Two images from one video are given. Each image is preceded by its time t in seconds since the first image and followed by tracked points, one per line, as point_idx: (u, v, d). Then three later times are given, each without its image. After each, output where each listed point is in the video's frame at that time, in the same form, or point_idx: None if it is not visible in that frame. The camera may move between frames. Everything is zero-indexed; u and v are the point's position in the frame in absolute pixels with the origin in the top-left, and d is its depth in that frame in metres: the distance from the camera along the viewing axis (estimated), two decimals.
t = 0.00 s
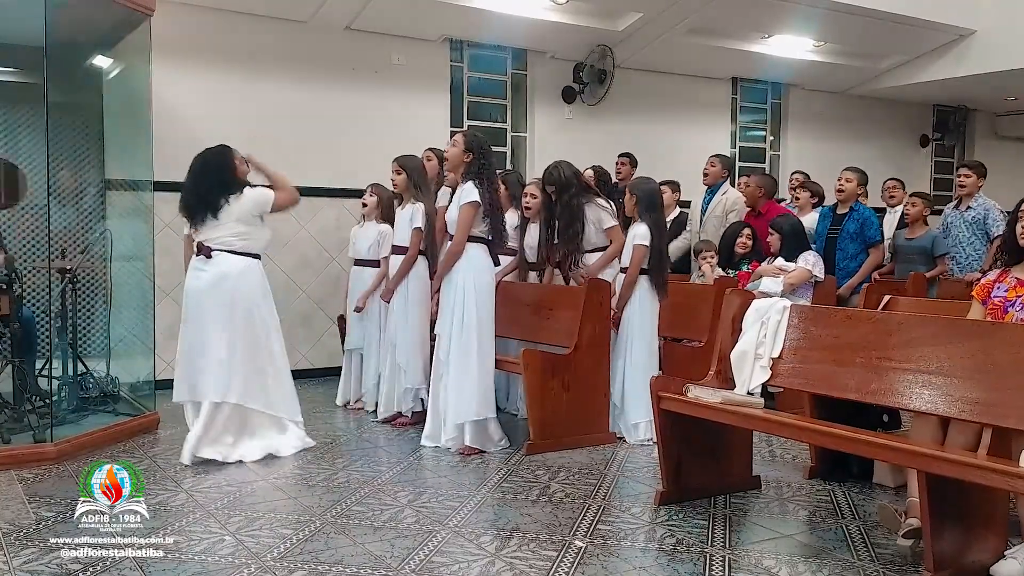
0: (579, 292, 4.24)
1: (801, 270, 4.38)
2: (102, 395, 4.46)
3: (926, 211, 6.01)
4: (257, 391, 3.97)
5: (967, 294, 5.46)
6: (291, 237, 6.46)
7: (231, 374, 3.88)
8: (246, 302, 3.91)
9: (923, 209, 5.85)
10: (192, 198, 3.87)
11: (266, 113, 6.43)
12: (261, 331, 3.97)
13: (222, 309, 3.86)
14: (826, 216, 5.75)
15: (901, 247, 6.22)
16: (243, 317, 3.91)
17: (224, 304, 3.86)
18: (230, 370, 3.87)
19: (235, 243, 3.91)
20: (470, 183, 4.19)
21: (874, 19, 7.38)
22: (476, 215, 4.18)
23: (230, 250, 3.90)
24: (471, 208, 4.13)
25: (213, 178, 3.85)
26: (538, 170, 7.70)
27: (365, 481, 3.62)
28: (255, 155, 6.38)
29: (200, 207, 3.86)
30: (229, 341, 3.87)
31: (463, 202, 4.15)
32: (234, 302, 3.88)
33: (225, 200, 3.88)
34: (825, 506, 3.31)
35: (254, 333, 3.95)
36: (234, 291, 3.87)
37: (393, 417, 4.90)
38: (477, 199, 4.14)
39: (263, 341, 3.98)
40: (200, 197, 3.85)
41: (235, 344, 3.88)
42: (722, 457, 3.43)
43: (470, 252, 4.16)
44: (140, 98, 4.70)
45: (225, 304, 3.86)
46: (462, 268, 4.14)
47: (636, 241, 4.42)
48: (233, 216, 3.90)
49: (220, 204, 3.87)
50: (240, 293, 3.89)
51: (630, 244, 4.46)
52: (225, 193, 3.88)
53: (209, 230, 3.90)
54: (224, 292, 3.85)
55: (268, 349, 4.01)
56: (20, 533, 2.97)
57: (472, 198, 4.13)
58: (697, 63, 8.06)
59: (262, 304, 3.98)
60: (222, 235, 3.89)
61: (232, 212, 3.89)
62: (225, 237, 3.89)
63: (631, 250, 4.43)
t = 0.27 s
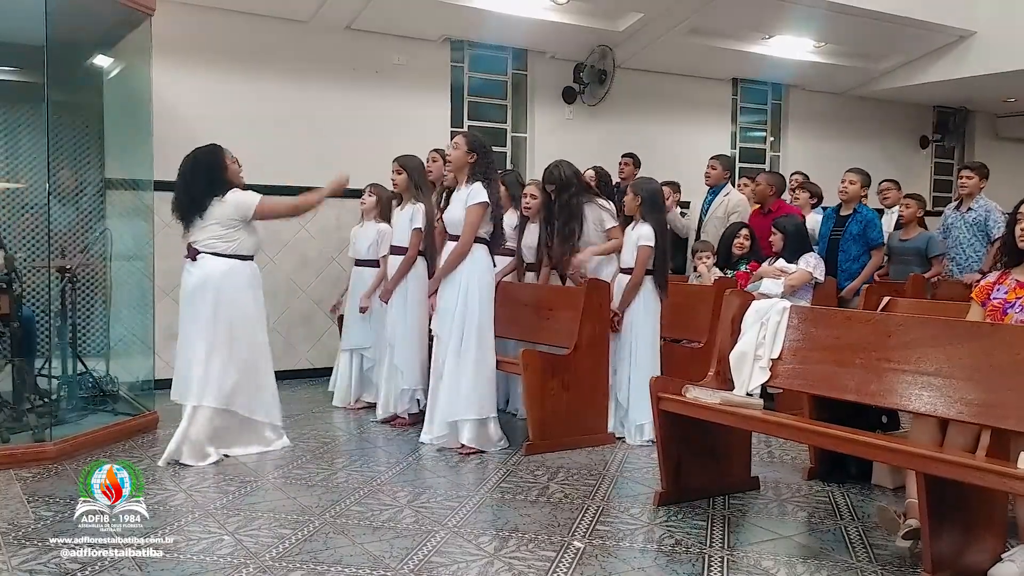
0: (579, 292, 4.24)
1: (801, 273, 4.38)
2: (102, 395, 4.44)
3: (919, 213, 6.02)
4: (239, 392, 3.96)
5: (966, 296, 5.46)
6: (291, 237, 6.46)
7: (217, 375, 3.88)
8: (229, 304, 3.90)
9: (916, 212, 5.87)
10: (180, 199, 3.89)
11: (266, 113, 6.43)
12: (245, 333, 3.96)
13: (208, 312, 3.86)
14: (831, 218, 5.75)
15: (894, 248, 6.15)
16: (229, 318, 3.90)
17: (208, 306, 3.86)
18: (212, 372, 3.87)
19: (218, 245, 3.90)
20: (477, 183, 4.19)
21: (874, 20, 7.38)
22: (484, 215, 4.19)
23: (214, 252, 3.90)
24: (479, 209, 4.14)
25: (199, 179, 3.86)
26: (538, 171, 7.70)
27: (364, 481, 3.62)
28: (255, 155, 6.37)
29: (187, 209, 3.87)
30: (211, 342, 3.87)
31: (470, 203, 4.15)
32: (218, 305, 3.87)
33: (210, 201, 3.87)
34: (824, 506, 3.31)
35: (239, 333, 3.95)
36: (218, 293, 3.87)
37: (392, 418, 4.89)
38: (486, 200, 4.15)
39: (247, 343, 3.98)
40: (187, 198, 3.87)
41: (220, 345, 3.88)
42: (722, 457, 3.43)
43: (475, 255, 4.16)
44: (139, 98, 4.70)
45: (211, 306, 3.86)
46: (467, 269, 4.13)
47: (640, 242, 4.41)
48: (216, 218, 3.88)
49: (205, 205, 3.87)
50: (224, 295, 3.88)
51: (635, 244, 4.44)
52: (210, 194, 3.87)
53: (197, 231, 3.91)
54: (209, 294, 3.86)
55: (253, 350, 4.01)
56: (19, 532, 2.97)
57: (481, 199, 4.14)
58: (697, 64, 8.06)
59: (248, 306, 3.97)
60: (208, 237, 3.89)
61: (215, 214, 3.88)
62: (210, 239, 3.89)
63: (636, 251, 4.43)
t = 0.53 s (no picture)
0: (578, 292, 4.24)
1: (799, 275, 4.38)
2: (99, 392, 4.45)
3: (915, 215, 6.03)
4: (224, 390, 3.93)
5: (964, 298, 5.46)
6: (289, 236, 6.46)
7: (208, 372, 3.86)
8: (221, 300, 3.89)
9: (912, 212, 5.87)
10: (180, 193, 3.88)
11: (264, 112, 6.42)
12: (232, 330, 3.94)
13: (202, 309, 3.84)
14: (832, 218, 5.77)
15: (891, 250, 6.22)
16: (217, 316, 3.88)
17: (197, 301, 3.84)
18: (200, 369, 3.83)
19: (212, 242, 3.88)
20: (486, 183, 4.20)
21: (873, 22, 7.39)
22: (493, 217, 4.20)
23: (209, 249, 3.88)
24: (490, 211, 4.14)
25: (201, 174, 3.85)
26: (536, 171, 7.69)
27: (361, 480, 3.62)
28: (253, 153, 6.36)
29: (187, 203, 3.86)
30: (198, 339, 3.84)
31: (481, 204, 4.15)
32: (210, 301, 3.85)
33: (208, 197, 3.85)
34: (821, 508, 3.31)
35: (229, 330, 3.93)
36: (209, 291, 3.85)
37: (389, 417, 4.87)
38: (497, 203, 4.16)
39: (235, 341, 3.96)
40: (188, 192, 3.86)
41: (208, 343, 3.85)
42: (720, 458, 3.44)
43: (483, 256, 4.15)
44: (137, 96, 4.70)
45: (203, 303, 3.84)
46: (476, 270, 4.12)
47: (646, 243, 4.42)
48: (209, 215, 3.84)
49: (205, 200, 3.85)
50: (214, 292, 3.86)
51: (639, 244, 4.45)
52: (210, 190, 3.86)
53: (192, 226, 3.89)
54: (200, 290, 3.84)
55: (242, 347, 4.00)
56: (16, 531, 2.96)
57: (492, 202, 4.15)
58: (696, 64, 8.06)
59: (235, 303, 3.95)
60: (203, 233, 3.87)
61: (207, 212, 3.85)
62: (203, 235, 3.87)
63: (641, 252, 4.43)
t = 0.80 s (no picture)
0: (571, 291, 4.25)
1: (790, 275, 4.39)
2: (89, 391, 4.41)
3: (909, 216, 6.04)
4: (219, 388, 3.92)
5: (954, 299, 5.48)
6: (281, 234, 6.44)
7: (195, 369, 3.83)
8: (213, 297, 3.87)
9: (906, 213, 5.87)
10: (176, 193, 3.88)
11: (258, 109, 6.40)
12: (227, 328, 3.93)
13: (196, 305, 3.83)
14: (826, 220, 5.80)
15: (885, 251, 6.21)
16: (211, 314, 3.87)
17: (190, 300, 3.82)
18: (189, 365, 3.82)
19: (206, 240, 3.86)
20: (485, 182, 4.21)
21: (867, 24, 7.41)
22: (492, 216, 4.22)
23: (202, 248, 3.85)
24: (490, 210, 4.16)
25: (195, 173, 3.85)
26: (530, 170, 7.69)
27: (352, 480, 3.60)
28: (246, 150, 6.34)
29: (181, 203, 3.86)
30: (192, 337, 3.83)
31: (481, 203, 4.15)
32: (200, 298, 3.83)
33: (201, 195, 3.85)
34: (811, 508, 3.32)
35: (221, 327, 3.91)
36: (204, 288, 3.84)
37: (378, 417, 4.86)
38: (496, 202, 4.17)
39: (229, 339, 3.95)
40: (181, 191, 3.86)
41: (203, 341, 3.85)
42: (710, 459, 3.44)
43: (483, 257, 4.16)
44: (127, 93, 4.69)
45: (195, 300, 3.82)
46: (478, 270, 4.13)
47: (644, 243, 4.42)
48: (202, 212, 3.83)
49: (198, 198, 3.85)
50: (208, 291, 3.85)
51: (636, 245, 4.45)
52: (203, 188, 3.86)
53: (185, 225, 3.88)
54: (195, 289, 3.82)
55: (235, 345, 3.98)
56: (6, 529, 2.94)
57: (491, 201, 4.15)
58: (690, 65, 8.08)
59: (230, 301, 3.94)
60: (194, 232, 3.85)
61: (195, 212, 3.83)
62: (195, 234, 3.85)
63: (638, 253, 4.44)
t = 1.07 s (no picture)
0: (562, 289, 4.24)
1: (781, 274, 4.39)
2: (77, 387, 4.39)
3: (899, 215, 6.07)
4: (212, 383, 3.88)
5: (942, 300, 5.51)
6: (271, 231, 6.41)
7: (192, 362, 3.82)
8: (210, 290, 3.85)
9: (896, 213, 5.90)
10: (159, 186, 3.83)
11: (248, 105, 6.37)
12: (223, 322, 3.90)
13: (191, 298, 3.81)
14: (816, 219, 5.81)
15: (877, 251, 6.25)
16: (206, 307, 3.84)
17: (184, 293, 3.80)
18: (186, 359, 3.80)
19: (200, 229, 3.86)
20: (474, 178, 4.19)
21: (857, 24, 7.43)
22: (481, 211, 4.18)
23: (198, 238, 3.85)
24: (478, 205, 4.12)
25: (178, 163, 3.80)
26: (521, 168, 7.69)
27: (341, 477, 3.59)
28: (236, 146, 6.31)
29: (167, 195, 3.81)
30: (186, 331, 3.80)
31: (469, 199, 4.12)
32: (198, 291, 3.82)
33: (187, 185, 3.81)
34: (800, 507, 3.33)
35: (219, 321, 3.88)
36: (198, 281, 3.82)
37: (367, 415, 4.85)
38: (486, 197, 4.14)
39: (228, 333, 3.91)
40: (166, 183, 3.81)
41: (196, 335, 3.82)
42: (699, 457, 3.44)
43: (472, 252, 4.15)
44: (116, 87, 4.66)
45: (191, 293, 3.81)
46: (466, 266, 4.11)
47: (633, 241, 4.42)
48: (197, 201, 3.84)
49: (185, 188, 3.81)
50: (204, 284, 3.83)
51: (627, 242, 4.45)
52: (187, 177, 3.81)
53: (178, 217, 3.86)
54: (190, 283, 3.80)
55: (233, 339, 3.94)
56: None
57: (480, 196, 4.12)
58: (681, 64, 8.09)
59: (228, 295, 3.90)
60: (190, 222, 3.85)
61: (197, 196, 3.83)
62: (191, 224, 3.85)
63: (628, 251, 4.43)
